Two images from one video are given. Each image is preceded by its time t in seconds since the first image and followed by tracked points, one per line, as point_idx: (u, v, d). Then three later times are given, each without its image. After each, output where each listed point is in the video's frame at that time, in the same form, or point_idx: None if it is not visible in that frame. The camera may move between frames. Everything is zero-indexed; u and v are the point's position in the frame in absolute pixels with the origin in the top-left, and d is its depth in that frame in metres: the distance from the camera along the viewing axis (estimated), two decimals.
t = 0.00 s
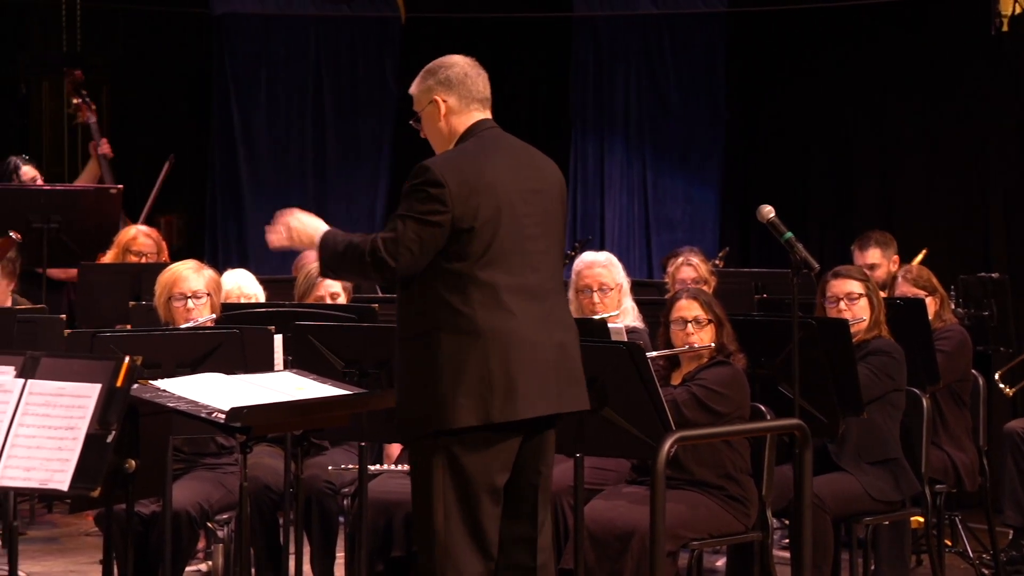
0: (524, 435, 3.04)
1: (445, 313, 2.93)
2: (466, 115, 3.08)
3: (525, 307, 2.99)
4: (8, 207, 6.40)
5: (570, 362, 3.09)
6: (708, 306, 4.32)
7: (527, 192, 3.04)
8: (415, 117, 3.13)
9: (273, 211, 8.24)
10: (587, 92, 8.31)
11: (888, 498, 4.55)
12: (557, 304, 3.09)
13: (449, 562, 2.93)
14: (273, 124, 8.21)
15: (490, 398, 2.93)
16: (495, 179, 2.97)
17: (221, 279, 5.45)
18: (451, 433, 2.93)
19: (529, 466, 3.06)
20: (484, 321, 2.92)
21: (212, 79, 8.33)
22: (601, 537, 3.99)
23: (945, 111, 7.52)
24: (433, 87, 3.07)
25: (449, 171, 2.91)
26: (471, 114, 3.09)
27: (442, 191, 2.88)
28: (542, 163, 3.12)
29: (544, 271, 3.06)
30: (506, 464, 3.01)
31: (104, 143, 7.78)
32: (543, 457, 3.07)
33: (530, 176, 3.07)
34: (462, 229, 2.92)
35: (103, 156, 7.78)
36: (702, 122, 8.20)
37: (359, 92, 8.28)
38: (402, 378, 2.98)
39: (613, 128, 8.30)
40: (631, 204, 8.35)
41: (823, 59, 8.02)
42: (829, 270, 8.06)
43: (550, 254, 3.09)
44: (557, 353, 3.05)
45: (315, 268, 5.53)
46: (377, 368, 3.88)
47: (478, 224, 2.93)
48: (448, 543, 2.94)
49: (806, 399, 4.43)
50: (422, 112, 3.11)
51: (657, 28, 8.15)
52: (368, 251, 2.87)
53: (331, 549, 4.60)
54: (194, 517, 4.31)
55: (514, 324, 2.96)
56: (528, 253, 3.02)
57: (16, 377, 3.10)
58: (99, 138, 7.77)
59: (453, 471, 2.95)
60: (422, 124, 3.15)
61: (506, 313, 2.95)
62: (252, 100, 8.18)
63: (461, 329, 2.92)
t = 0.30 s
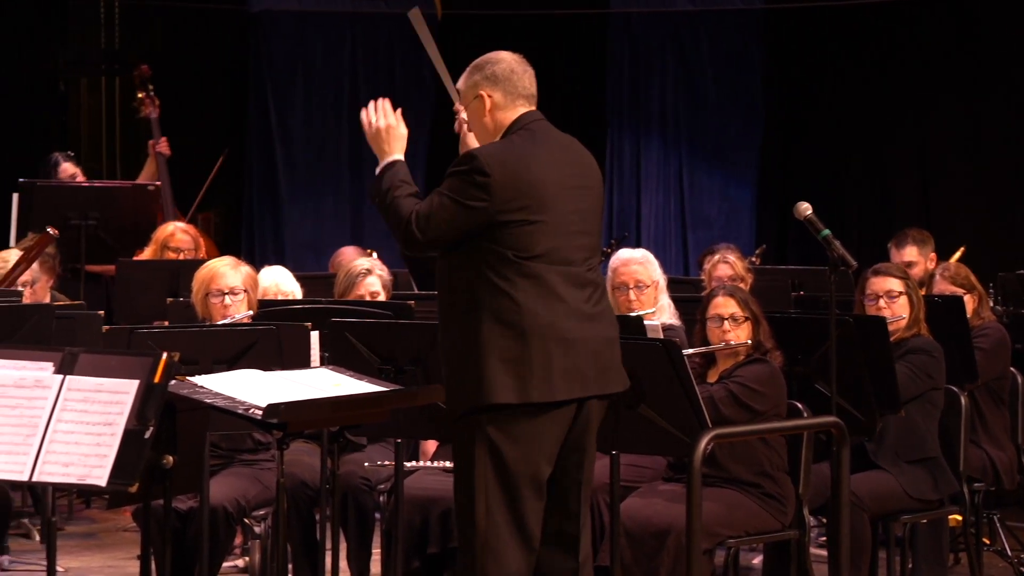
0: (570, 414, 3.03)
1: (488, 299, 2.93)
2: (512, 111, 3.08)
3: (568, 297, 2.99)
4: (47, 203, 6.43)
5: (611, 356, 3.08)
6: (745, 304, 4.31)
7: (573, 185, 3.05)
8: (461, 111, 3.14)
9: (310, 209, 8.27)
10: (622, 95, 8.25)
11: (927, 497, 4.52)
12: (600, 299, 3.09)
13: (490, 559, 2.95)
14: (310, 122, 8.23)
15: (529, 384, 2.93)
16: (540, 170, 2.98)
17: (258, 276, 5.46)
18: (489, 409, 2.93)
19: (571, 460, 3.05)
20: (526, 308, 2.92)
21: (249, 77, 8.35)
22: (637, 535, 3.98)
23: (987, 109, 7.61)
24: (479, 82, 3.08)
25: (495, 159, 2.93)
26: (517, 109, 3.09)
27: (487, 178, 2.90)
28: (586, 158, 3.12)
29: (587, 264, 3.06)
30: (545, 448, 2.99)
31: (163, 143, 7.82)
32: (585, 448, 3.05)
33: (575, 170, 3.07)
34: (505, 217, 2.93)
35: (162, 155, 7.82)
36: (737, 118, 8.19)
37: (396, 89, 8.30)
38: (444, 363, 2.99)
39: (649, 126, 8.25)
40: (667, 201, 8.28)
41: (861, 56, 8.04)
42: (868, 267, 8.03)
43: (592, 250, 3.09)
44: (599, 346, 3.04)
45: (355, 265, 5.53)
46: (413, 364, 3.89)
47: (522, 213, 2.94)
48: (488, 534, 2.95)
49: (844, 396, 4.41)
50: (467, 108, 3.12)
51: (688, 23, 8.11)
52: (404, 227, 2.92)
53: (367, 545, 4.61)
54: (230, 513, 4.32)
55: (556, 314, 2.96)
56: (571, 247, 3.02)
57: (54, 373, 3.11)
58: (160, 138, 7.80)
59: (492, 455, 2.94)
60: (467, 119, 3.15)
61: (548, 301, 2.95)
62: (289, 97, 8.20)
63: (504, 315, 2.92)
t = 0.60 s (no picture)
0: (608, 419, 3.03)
1: (527, 301, 2.94)
2: (539, 111, 3.08)
3: (608, 295, 2.99)
4: (92, 200, 6.47)
5: (653, 352, 3.08)
6: (788, 301, 4.30)
7: (608, 181, 3.05)
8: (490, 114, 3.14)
9: (352, 207, 8.29)
10: (665, 94, 8.21)
11: (971, 497, 4.50)
12: (640, 296, 3.09)
13: (530, 555, 2.95)
14: (352, 120, 8.25)
15: (571, 387, 2.94)
16: (575, 167, 2.98)
17: (302, 273, 5.47)
18: (540, 418, 2.95)
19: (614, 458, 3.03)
20: (565, 308, 2.93)
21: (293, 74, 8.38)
22: (679, 533, 3.97)
23: None
24: (505, 85, 3.08)
25: (527, 158, 2.94)
26: (544, 109, 3.08)
27: (519, 178, 2.91)
28: (620, 153, 3.11)
29: (627, 260, 3.06)
30: (589, 450, 3.00)
31: (195, 127, 7.76)
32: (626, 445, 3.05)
33: (609, 166, 3.06)
34: (541, 217, 2.93)
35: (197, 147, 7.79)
36: (780, 116, 8.18)
37: (439, 87, 8.31)
38: (486, 368, 3.01)
39: (691, 126, 8.22)
40: (709, 198, 8.26)
41: (905, 54, 8.02)
42: (911, 265, 7.99)
43: (631, 247, 3.08)
44: (640, 342, 3.04)
45: (398, 263, 5.54)
46: (454, 362, 3.89)
47: (558, 213, 2.95)
48: (531, 534, 2.95)
49: (889, 394, 4.40)
50: (496, 111, 3.12)
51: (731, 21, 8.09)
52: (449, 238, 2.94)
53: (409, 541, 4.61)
54: (272, 509, 4.33)
55: (597, 311, 2.96)
56: (610, 243, 3.02)
57: (98, 370, 3.12)
58: (192, 122, 7.75)
59: (537, 458, 2.96)
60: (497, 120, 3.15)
61: (588, 301, 2.95)
62: (332, 94, 8.22)
63: (544, 316, 2.93)
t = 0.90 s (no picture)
0: (644, 420, 3.03)
1: (561, 304, 2.95)
2: (575, 108, 3.08)
3: (641, 294, 2.98)
4: (134, 197, 6.49)
5: (690, 353, 3.07)
6: (830, 299, 4.27)
7: (643, 180, 3.04)
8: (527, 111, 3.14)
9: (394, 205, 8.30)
10: (707, 87, 8.20)
11: (1015, 496, 4.47)
12: (675, 295, 3.08)
13: (570, 554, 2.95)
14: (394, 118, 8.26)
15: (605, 390, 2.93)
16: (609, 166, 2.97)
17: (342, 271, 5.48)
18: (573, 422, 2.96)
19: (650, 455, 3.03)
20: (598, 309, 2.93)
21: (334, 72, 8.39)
22: (721, 531, 3.96)
23: None
24: (541, 82, 3.08)
25: (561, 159, 2.93)
26: (581, 107, 3.09)
27: (553, 178, 2.90)
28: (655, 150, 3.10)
29: (663, 259, 3.05)
30: (625, 450, 3.00)
31: (216, 127, 7.76)
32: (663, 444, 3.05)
33: (642, 163, 3.05)
34: (575, 217, 2.93)
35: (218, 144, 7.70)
36: (823, 113, 8.17)
37: (480, 84, 8.32)
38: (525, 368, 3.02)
39: (733, 120, 8.20)
40: (751, 196, 8.24)
41: (947, 50, 7.98)
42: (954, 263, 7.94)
43: (668, 244, 3.07)
44: (676, 342, 3.03)
45: (439, 261, 5.54)
46: (495, 359, 3.90)
47: (592, 212, 2.94)
48: (569, 533, 2.95)
49: (931, 393, 4.41)
50: (532, 108, 3.12)
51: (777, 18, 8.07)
52: (483, 237, 2.89)
53: (449, 539, 4.62)
54: (314, 506, 4.34)
55: (632, 311, 2.96)
56: (645, 243, 3.00)
57: (141, 366, 3.14)
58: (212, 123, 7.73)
59: (574, 460, 2.97)
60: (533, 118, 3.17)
61: (622, 301, 2.95)
62: (374, 92, 8.24)
63: (578, 319, 2.93)
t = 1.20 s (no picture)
0: (682, 422, 3.03)
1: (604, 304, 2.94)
2: (624, 108, 3.07)
3: (685, 296, 2.98)
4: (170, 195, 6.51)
5: (732, 355, 3.06)
6: (865, 297, 4.25)
7: (689, 180, 3.03)
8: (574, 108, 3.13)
9: (428, 203, 8.30)
10: (742, 83, 8.23)
11: None
12: (717, 297, 3.07)
13: (602, 554, 2.95)
14: (428, 116, 8.26)
15: (648, 390, 2.93)
16: (656, 168, 2.97)
17: (376, 269, 5.50)
18: (612, 420, 2.95)
19: (684, 453, 3.03)
20: (641, 310, 2.92)
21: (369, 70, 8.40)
22: (755, 530, 3.96)
23: None
24: (591, 79, 3.06)
25: (609, 159, 2.93)
26: (629, 106, 3.08)
27: (600, 179, 2.90)
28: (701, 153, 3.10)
29: (705, 261, 3.04)
30: (659, 448, 3.00)
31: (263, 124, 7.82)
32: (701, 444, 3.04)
33: (689, 165, 3.05)
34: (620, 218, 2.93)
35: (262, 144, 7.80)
36: (859, 111, 8.15)
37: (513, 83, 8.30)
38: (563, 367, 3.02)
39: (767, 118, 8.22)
40: (785, 194, 8.24)
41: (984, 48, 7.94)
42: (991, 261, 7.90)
43: (710, 247, 3.07)
44: (719, 344, 3.02)
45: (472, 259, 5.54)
46: (530, 357, 3.89)
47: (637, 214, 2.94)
48: (604, 532, 2.96)
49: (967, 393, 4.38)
50: (580, 104, 3.11)
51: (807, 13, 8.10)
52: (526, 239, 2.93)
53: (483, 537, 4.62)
54: (348, 504, 4.34)
55: (675, 313, 2.95)
56: (689, 245, 3.00)
57: (176, 364, 3.14)
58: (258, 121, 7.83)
59: (608, 458, 2.96)
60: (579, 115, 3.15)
61: (666, 302, 2.95)
62: (408, 90, 8.25)
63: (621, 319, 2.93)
